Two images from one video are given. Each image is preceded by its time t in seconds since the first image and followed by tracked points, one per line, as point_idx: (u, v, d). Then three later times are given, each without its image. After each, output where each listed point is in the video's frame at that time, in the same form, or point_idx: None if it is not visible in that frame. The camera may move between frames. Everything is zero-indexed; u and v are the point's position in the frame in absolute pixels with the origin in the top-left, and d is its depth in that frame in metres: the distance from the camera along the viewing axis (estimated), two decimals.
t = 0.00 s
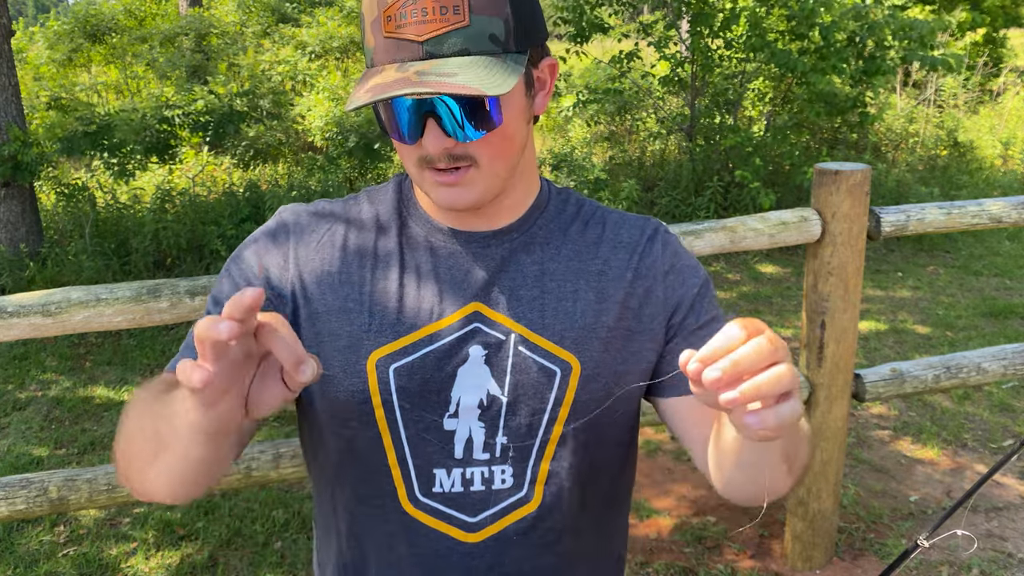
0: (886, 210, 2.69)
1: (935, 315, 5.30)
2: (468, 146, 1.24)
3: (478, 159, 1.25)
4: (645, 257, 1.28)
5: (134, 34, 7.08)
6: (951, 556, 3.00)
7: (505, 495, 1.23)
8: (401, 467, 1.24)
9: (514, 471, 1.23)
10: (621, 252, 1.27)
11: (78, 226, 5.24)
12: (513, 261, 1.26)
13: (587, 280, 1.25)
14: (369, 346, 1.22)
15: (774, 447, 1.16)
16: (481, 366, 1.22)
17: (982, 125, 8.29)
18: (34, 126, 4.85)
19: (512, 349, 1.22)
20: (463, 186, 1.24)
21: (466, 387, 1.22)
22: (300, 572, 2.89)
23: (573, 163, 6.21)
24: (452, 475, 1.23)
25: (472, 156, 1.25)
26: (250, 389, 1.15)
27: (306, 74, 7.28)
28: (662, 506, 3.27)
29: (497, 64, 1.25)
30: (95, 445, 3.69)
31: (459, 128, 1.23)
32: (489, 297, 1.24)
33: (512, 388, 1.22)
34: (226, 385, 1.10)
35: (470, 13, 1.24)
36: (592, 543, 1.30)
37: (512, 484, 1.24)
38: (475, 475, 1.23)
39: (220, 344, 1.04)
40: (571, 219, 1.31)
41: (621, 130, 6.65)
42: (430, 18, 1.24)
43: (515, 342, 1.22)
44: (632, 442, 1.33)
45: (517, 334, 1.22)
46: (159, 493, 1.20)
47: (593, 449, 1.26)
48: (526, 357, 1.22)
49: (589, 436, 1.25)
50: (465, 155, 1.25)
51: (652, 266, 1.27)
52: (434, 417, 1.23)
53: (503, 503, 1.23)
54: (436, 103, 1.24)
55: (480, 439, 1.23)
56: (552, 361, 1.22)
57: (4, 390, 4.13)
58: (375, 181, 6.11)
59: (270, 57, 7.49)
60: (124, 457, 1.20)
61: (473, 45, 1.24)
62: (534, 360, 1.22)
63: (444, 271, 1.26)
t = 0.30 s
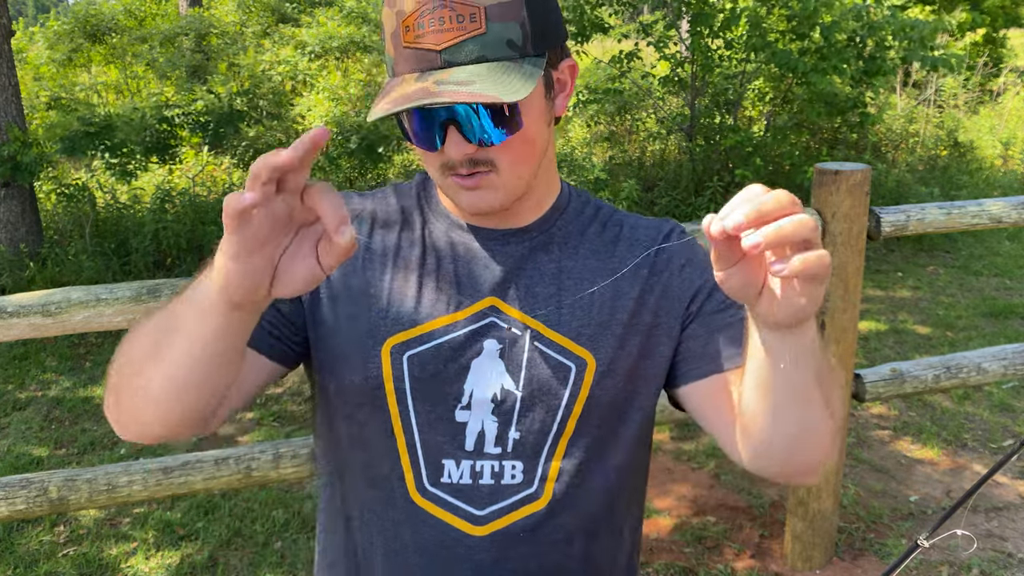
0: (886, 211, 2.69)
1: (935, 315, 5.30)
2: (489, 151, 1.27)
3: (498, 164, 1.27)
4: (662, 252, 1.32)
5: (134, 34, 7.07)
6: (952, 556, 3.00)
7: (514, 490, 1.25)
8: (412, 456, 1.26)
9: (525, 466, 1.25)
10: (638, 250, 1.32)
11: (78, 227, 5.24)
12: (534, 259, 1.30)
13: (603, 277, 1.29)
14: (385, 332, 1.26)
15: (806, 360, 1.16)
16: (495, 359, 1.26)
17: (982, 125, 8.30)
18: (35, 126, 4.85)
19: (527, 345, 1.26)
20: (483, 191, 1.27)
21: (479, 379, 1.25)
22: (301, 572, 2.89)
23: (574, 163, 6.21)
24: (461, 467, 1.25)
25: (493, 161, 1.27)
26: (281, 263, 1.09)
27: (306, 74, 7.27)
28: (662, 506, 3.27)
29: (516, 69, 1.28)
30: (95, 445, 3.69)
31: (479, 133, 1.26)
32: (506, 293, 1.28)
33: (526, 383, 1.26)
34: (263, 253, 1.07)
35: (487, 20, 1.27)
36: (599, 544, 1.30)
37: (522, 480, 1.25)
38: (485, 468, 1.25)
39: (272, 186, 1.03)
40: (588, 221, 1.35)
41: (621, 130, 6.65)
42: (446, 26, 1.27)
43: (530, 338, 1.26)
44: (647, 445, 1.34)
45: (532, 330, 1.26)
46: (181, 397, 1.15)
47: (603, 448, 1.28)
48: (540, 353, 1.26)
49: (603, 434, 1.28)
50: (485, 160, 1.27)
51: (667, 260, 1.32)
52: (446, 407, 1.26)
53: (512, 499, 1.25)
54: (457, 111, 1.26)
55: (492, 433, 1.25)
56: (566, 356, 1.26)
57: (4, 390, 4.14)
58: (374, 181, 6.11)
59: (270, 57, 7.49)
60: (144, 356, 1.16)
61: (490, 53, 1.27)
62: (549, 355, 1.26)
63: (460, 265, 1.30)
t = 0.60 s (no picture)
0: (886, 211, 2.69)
1: (935, 314, 5.30)
2: (556, 140, 1.29)
3: (562, 154, 1.29)
4: (695, 253, 1.33)
5: (134, 34, 7.07)
6: (951, 556, 3.00)
7: (538, 485, 1.27)
8: (440, 445, 1.28)
9: (552, 462, 1.28)
10: (672, 251, 1.33)
11: (78, 227, 5.24)
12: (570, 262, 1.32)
13: (635, 276, 1.31)
14: (424, 321, 1.29)
15: (862, 323, 1.11)
16: (529, 356, 1.28)
17: (982, 125, 8.30)
18: (35, 126, 4.86)
19: (561, 344, 1.29)
20: (541, 178, 1.30)
21: (512, 373, 1.28)
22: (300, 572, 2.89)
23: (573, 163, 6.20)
24: (488, 458, 1.27)
25: (558, 150, 1.29)
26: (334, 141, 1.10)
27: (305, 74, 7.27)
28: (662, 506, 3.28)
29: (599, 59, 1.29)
30: (95, 445, 3.69)
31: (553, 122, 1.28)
32: (544, 292, 1.31)
33: (558, 383, 1.28)
34: (321, 115, 1.08)
35: (577, 8, 1.28)
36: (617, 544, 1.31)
37: (548, 476, 1.28)
38: (511, 461, 1.27)
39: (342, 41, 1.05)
40: (625, 226, 1.37)
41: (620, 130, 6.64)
42: (538, 10, 1.26)
43: (563, 338, 1.29)
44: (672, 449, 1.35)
45: (566, 330, 1.29)
46: (212, 263, 1.11)
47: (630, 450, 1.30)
48: (573, 353, 1.29)
49: (632, 436, 1.30)
50: (551, 149, 1.29)
51: (699, 259, 1.33)
52: (477, 399, 1.28)
53: (535, 493, 1.27)
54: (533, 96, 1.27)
55: (521, 428, 1.28)
56: (599, 357, 1.28)
57: (4, 390, 4.14)
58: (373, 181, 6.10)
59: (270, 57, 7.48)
60: (177, 227, 1.14)
61: (575, 41, 1.28)
62: (581, 355, 1.29)
63: (497, 261, 1.32)
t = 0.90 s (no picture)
0: (886, 210, 2.70)
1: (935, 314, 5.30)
2: (601, 117, 1.31)
3: (605, 132, 1.31)
4: (712, 266, 1.32)
5: (134, 34, 7.07)
6: (951, 556, 3.00)
7: (553, 480, 1.25)
8: (462, 435, 1.27)
9: (565, 458, 1.25)
10: (689, 263, 1.32)
11: (78, 227, 5.25)
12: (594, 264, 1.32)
13: (649, 285, 1.30)
14: (455, 308, 1.28)
15: (881, 390, 1.04)
16: (550, 352, 1.27)
17: (982, 125, 8.30)
18: (35, 127, 4.88)
19: (580, 342, 1.27)
20: (577, 153, 1.29)
21: (535, 366, 1.26)
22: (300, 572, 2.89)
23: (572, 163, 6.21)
24: (508, 450, 1.25)
25: (602, 127, 1.31)
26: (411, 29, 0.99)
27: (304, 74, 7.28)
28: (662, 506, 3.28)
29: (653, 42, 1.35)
30: (96, 445, 3.70)
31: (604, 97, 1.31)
32: (564, 290, 1.30)
33: (577, 381, 1.26)
34: None
35: None
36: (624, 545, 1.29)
37: (562, 471, 1.26)
38: (528, 455, 1.25)
39: None
40: (644, 233, 1.37)
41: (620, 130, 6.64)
42: None
43: (583, 336, 1.27)
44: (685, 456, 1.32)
45: (586, 329, 1.28)
46: (256, 148, 0.99)
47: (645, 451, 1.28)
48: (592, 351, 1.27)
49: (647, 440, 1.28)
50: (596, 124, 1.31)
51: (713, 275, 1.31)
52: (500, 391, 1.26)
53: (551, 488, 1.25)
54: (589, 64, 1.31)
55: (539, 423, 1.25)
56: (618, 359, 1.27)
57: (5, 390, 4.14)
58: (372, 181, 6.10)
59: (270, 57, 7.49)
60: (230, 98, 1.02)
61: (634, 22, 1.32)
62: (600, 355, 1.27)
63: (522, 258, 1.31)
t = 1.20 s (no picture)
0: (886, 210, 2.70)
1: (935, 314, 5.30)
2: (619, 114, 1.32)
3: (621, 133, 1.32)
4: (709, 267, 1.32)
5: (134, 34, 7.07)
6: (951, 556, 3.00)
7: (550, 481, 1.25)
8: (462, 435, 1.27)
9: (563, 458, 1.26)
10: (686, 264, 1.32)
11: (77, 227, 5.25)
12: (595, 264, 1.32)
13: (648, 284, 1.31)
14: (459, 307, 1.28)
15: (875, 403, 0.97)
16: (550, 353, 1.26)
17: (982, 125, 8.30)
18: (35, 127, 4.88)
19: (578, 343, 1.27)
20: (591, 153, 1.30)
21: (536, 367, 1.26)
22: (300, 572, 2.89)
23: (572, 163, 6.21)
24: (507, 452, 1.25)
25: (619, 127, 1.32)
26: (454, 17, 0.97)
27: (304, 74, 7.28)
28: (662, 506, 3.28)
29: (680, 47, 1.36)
30: (95, 445, 3.69)
31: (624, 96, 1.31)
32: (564, 291, 1.30)
33: (575, 382, 1.26)
34: None
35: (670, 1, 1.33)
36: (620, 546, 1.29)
37: (559, 472, 1.26)
38: (525, 456, 1.25)
39: None
40: (643, 235, 1.37)
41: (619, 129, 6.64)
42: None
43: (581, 337, 1.27)
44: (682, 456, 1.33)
45: (583, 330, 1.28)
46: (287, 122, 0.98)
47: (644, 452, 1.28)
48: (590, 353, 1.27)
49: (647, 440, 1.27)
50: (613, 122, 1.32)
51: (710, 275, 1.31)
52: (501, 390, 1.26)
53: (548, 489, 1.25)
54: (618, 60, 1.31)
55: (536, 424, 1.25)
56: (615, 360, 1.27)
57: (5, 390, 4.14)
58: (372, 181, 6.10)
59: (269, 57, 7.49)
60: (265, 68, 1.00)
61: (665, 24, 1.33)
62: (598, 356, 1.27)
63: (524, 258, 1.32)
